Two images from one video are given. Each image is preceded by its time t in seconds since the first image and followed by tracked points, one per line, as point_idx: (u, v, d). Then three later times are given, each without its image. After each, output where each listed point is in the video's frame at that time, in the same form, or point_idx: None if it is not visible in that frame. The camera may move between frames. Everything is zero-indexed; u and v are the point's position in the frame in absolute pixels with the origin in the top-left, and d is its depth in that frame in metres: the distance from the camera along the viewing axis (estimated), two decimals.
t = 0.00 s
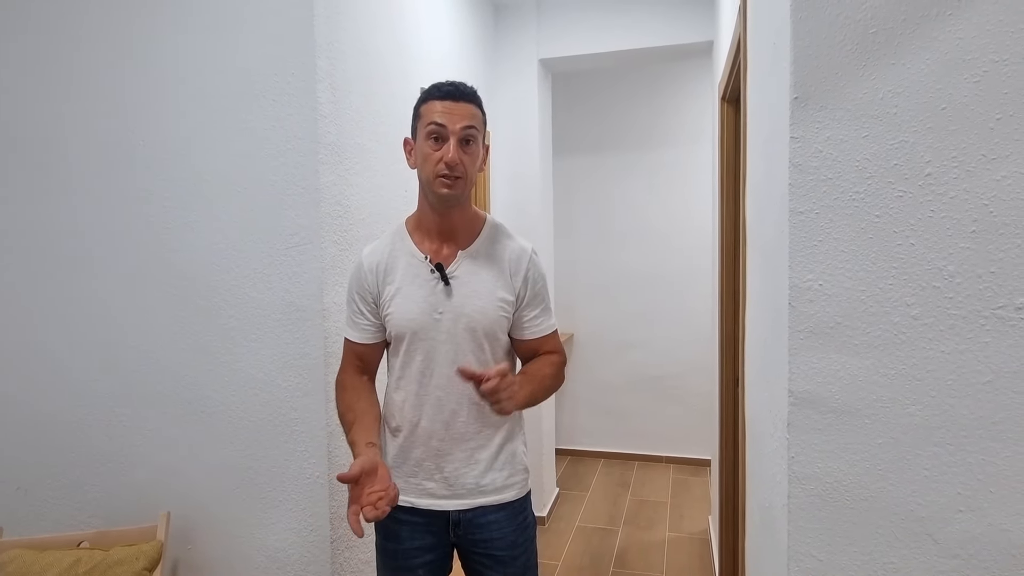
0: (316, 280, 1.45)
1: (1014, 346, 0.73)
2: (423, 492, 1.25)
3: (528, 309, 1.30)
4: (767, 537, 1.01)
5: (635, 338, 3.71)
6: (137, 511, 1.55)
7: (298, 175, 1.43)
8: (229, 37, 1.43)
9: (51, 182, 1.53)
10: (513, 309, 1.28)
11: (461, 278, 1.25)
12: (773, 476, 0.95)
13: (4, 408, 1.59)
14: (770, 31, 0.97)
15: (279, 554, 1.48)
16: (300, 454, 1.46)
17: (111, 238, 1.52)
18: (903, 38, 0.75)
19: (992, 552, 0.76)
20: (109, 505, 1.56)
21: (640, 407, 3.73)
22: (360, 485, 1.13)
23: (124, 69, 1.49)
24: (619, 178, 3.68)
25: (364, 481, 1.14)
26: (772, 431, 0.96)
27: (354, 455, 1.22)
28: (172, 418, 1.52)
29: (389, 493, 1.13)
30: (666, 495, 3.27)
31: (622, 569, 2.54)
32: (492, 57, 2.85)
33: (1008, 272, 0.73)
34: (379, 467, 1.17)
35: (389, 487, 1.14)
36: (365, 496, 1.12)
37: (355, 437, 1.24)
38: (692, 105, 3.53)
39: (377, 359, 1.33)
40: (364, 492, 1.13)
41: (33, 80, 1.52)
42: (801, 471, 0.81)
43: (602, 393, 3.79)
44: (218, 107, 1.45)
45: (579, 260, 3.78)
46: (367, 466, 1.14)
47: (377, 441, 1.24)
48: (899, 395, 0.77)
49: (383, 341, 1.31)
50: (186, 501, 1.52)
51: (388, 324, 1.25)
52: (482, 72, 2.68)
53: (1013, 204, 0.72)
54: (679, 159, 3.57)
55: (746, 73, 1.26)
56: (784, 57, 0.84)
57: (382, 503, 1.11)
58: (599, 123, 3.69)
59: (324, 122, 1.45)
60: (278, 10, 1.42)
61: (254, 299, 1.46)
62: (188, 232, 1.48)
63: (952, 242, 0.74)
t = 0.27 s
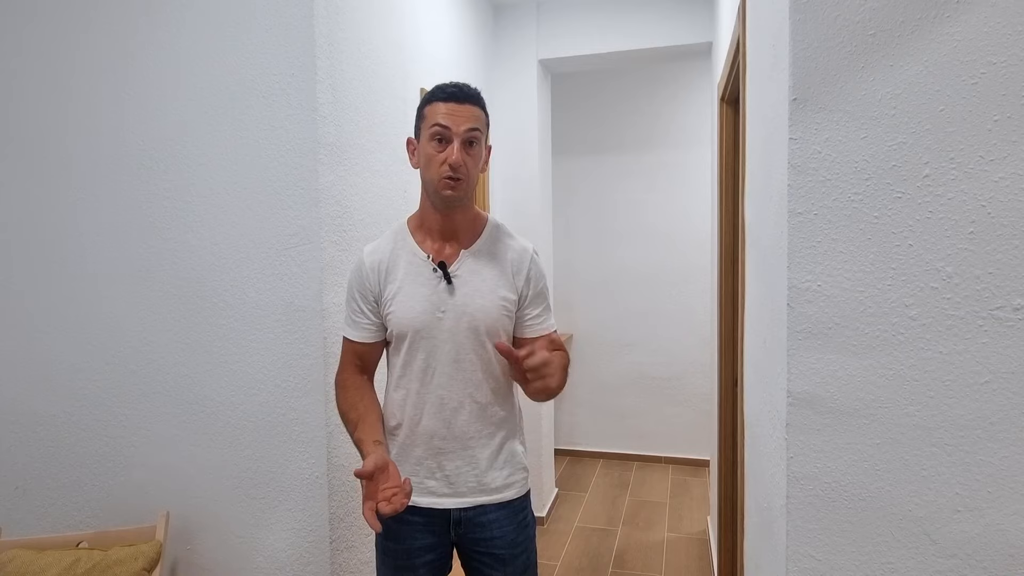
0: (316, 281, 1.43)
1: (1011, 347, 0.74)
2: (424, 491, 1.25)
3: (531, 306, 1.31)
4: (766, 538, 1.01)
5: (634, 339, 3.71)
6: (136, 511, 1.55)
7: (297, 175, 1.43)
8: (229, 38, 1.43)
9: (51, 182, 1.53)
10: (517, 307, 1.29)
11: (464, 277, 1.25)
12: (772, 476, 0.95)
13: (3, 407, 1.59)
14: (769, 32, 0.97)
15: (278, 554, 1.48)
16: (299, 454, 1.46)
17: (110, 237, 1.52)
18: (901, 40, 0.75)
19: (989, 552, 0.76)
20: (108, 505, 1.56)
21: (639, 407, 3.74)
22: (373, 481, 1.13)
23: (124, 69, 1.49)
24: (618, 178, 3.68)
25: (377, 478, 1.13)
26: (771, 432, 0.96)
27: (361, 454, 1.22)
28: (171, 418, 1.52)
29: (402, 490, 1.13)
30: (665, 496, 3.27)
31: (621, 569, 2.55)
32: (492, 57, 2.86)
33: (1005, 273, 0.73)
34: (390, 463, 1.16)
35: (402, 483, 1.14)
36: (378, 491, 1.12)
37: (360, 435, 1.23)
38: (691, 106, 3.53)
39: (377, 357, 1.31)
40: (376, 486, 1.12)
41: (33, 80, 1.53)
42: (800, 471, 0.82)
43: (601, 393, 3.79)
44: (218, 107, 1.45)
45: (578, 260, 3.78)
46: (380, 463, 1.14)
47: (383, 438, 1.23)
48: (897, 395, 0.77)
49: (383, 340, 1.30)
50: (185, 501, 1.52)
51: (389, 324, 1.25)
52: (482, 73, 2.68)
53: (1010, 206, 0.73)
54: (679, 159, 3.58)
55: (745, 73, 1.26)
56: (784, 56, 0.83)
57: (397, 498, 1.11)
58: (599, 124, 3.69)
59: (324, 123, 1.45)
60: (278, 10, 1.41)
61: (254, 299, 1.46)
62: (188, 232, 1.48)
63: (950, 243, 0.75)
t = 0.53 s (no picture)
0: (314, 282, 1.43)
1: (1008, 346, 0.74)
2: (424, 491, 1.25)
3: (527, 308, 1.29)
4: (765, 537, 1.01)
5: (633, 339, 3.72)
6: (135, 513, 1.55)
7: (295, 177, 1.43)
8: (227, 40, 1.43)
9: (49, 184, 1.53)
10: (512, 308, 1.28)
11: (463, 279, 1.25)
12: (771, 476, 0.95)
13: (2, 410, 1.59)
14: (766, 32, 0.97)
15: (278, 556, 1.48)
16: (298, 455, 1.46)
17: (109, 240, 1.52)
18: (897, 41, 0.75)
19: (987, 551, 0.76)
20: (107, 507, 1.56)
21: (638, 407, 3.74)
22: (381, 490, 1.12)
23: (122, 71, 1.49)
24: (617, 178, 3.68)
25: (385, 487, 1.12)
26: (769, 432, 0.96)
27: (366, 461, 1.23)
28: (170, 420, 1.52)
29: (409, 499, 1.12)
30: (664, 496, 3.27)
31: (620, 569, 2.55)
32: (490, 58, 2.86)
33: (1001, 273, 0.74)
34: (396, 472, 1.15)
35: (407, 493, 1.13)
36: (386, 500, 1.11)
37: (365, 442, 1.24)
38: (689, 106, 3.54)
39: (379, 360, 1.32)
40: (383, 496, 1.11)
41: (32, 82, 1.53)
42: (798, 471, 0.82)
43: (600, 393, 3.79)
44: (216, 109, 1.45)
45: (576, 260, 3.78)
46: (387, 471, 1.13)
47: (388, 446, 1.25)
48: (894, 395, 0.78)
49: (384, 342, 1.30)
50: (184, 503, 1.53)
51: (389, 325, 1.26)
52: (480, 73, 2.68)
53: (1006, 206, 0.73)
54: (677, 159, 3.58)
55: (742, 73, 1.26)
56: (781, 55, 0.83)
57: (403, 508, 1.10)
58: (597, 124, 3.69)
59: (323, 125, 1.44)
60: (276, 12, 1.41)
61: (252, 300, 1.46)
62: (186, 234, 1.49)
63: (946, 243, 0.75)
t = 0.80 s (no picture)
0: (311, 284, 1.43)
1: (1003, 346, 0.74)
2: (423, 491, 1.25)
3: (524, 310, 1.29)
4: (762, 538, 1.01)
5: (631, 338, 3.72)
6: (133, 516, 1.55)
7: (292, 179, 1.42)
8: (223, 41, 1.43)
9: (46, 187, 1.53)
10: (508, 310, 1.27)
11: (459, 281, 1.25)
12: (768, 476, 0.95)
13: None
14: (761, 33, 0.97)
15: (276, 557, 1.48)
16: (296, 457, 1.45)
17: (105, 242, 1.52)
18: (891, 41, 0.75)
19: (983, 551, 0.76)
20: (105, 510, 1.56)
21: (637, 407, 3.74)
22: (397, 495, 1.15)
23: (117, 73, 1.49)
24: (614, 178, 3.68)
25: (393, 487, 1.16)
26: (766, 432, 0.96)
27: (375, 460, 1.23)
28: (168, 422, 1.52)
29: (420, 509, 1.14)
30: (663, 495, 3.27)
31: (619, 569, 2.55)
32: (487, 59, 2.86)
33: (996, 272, 0.74)
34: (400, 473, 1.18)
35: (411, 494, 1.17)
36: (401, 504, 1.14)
37: (371, 441, 1.24)
38: (687, 106, 3.54)
39: (378, 362, 1.31)
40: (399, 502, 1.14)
41: (28, 84, 1.53)
42: (794, 471, 0.82)
43: (599, 393, 3.79)
44: (212, 111, 1.45)
45: (575, 260, 3.78)
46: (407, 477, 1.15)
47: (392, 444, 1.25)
48: (890, 395, 0.78)
49: (383, 342, 1.30)
50: (182, 505, 1.52)
51: (388, 326, 1.25)
52: (477, 74, 2.68)
53: (1000, 205, 0.73)
54: (675, 159, 3.58)
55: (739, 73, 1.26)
56: (776, 56, 0.83)
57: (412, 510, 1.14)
58: (594, 124, 3.69)
59: (319, 125, 1.45)
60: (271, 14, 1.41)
61: (249, 302, 1.46)
62: (183, 236, 1.48)
63: (941, 243, 0.75)
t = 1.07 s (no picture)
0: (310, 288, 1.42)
1: (1001, 346, 0.74)
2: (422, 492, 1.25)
3: (523, 311, 1.29)
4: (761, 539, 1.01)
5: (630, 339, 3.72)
6: (131, 517, 1.54)
7: (289, 180, 1.42)
8: (221, 42, 1.43)
9: (43, 188, 1.53)
10: (507, 311, 1.27)
11: (458, 282, 1.25)
12: (766, 477, 0.95)
13: None
14: (758, 34, 0.97)
15: (275, 559, 1.48)
16: (294, 458, 1.45)
17: (103, 242, 1.51)
18: (888, 42, 0.75)
19: (980, 552, 0.76)
20: (103, 511, 1.56)
21: (636, 407, 3.74)
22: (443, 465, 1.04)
23: (115, 74, 1.49)
24: (613, 178, 3.68)
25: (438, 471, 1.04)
26: (764, 433, 0.96)
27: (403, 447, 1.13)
28: (165, 423, 1.52)
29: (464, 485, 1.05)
30: (662, 495, 3.27)
31: (618, 569, 2.55)
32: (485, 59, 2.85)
33: (994, 273, 0.73)
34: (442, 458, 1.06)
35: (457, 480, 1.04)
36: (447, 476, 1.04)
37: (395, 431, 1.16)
38: (685, 106, 3.54)
39: (382, 366, 1.28)
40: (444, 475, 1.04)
41: (25, 85, 1.52)
42: (792, 471, 0.82)
43: (598, 393, 3.79)
44: (209, 112, 1.45)
45: (573, 260, 3.78)
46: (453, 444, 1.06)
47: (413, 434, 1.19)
48: (888, 396, 0.78)
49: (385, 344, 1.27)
50: (180, 506, 1.52)
51: (387, 327, 1.25)
52: (475, 74, 2.68)
53: (998, 206, 0.73)
54: (673, 159, 3.58)
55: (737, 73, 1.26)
56: (773, 56, 0.83)
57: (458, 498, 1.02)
58: (593, 124, 3.69)
59: (317, 126, 1.44)
60: (268, 14, 1.41)
61: (247, 303, 1.46)
62: (181, 237, 1.48)
63: (938, 243, 0.75)
